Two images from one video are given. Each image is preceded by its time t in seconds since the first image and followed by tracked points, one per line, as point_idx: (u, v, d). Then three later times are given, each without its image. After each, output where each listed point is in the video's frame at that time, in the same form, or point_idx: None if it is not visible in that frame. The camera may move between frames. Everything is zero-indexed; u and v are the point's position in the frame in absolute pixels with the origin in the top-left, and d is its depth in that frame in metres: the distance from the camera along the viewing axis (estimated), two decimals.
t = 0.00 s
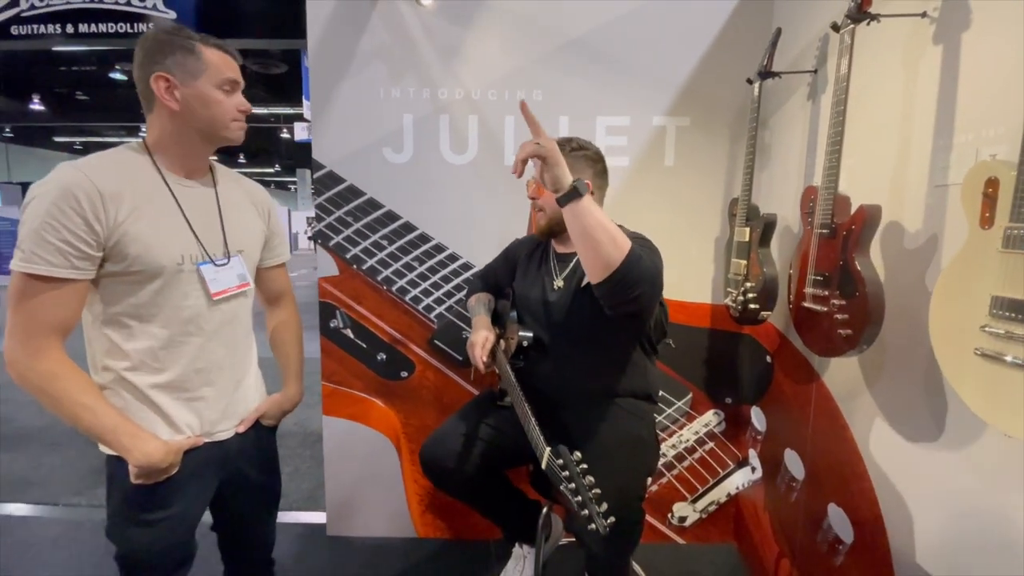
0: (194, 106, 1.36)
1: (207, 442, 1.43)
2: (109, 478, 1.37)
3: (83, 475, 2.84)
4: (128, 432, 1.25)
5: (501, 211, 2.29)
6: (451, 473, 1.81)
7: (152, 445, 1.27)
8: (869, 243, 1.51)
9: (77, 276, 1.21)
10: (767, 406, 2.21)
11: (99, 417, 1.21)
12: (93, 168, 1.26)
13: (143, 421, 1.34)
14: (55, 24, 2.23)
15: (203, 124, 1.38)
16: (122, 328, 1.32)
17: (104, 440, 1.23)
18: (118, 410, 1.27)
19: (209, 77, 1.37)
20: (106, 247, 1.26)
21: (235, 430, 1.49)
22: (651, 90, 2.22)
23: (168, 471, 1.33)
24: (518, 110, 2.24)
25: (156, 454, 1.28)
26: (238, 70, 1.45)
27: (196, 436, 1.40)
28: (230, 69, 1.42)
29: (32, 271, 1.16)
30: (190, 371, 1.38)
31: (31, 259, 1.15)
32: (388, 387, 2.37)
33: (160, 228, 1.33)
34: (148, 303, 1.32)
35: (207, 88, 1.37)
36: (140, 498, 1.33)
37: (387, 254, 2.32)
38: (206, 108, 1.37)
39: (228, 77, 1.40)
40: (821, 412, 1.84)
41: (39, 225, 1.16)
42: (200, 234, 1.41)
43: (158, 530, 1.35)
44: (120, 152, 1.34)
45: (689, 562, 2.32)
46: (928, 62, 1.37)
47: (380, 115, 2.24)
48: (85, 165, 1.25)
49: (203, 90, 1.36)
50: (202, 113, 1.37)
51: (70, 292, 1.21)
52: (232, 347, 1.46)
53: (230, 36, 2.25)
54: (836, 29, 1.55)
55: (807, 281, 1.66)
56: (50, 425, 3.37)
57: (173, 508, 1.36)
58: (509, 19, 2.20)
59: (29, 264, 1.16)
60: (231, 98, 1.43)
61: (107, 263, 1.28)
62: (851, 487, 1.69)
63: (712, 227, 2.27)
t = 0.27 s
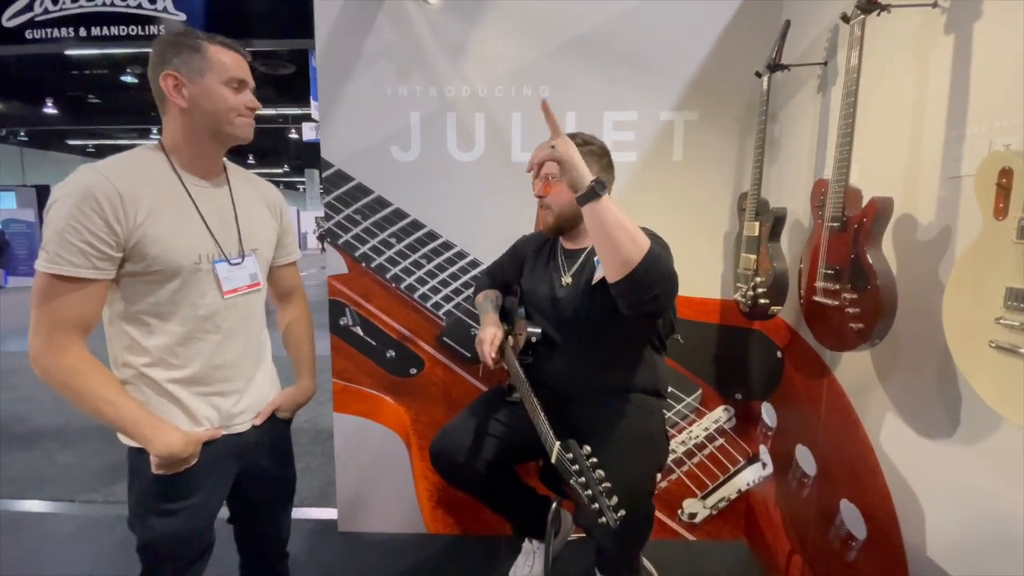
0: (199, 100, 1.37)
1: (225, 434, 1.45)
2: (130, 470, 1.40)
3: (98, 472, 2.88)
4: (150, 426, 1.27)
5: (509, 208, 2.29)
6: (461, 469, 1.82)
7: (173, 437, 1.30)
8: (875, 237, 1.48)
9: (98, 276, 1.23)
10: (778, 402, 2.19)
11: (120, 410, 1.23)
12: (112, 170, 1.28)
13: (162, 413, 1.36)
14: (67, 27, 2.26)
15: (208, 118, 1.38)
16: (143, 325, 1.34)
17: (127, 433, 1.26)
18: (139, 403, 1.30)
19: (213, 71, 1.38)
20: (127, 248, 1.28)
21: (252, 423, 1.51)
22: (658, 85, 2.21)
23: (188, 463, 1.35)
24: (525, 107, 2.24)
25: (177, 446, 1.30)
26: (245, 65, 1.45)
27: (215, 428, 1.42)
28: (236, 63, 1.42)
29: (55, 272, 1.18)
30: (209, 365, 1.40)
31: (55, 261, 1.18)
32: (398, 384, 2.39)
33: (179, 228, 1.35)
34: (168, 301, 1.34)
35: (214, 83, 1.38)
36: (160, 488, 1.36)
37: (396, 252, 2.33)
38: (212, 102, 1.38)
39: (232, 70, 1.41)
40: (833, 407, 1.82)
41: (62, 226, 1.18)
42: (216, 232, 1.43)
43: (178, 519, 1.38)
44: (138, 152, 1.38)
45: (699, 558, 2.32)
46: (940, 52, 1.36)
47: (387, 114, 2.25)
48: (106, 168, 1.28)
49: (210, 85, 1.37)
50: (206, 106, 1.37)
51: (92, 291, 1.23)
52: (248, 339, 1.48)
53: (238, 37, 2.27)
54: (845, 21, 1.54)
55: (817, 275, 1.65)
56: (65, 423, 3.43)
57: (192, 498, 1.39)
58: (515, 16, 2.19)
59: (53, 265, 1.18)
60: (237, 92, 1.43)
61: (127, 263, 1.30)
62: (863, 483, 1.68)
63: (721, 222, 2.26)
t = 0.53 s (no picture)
0: (199, 106, 1.38)
1: (245, 431, 1.47)
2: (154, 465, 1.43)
3: (109, 473, 2.91)
4: (173, 422, 1.30)
5: (515, 210, 2.30)
6: (469, 470, 1.83)
7: (198, 433, 1.33)
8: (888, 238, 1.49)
9: (120, 279, 1.26)
10: (784, 402, 2.19)
11: (145, 407, 1.26)
12: (132, 177, 1.31)
13: (185, 411, 1.38)
14: (76, 33, 2.28)
15: (207, 125, 1.38)
16: (163, 327, 1.37)
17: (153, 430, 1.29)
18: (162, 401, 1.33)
19: (214, 77, 1.38)
20: (147, 252, 1.31)
21: (270, 420, 1.53)
22: (663, 85, 2.21)
23: (209, 458, 1.38)
24: (530, 109, 2.25)
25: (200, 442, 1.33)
26: (250, 72, 1.43)
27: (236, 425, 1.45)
28: (239, 69, 1.40)
29: (80, 277, 1.22)
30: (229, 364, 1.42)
31: (79, 266, 1.21)
32: (404, 385, 2.40)
33: (195, 231, 1.37)
34: (187, 304, 1.36)
35: (215, 91, 1.37)
36: (180, 485, 1.39)
37: (402, 254, 2.34)
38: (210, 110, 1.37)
39: (233, 76, 1.39)
40: (840, 407, 1.82)
41: (85, 232, 1.22)
42: (232, 236, 1.44)
43: (198, 513, 1.40)
44: (156, 158, 1.40)
45: (706, 558, 2.32)
46: (947, 51, 1.35)
47: (393, 117, 2.27)
48: (126, 175, 1.31)
49: (211, 93, 1.37)
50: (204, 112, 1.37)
51: (115, 294, 1.26)
52: (266, 337, 1.51)
53: (246, 42, 2.29)
54: (850, 20, 1.54)
55: (824, 275, 1.65)
56: (76, 425, 3.46)
57: (213, 492, 1.42)
58: (520, 18, 2.20)
59: (78, 269, 1.21)
60: (240, 99, 1.41)
61: (147, 267, 1.33)
62: (870, 484, 1.68)
63: (727, 222, 2.26)
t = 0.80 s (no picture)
0: (216, 115, 1.38)
1: (261, 429, 1.48)
2: (173, 460, 1.45)
3: (117, 474, 2.94)
4: (192, 419, 1.32)
5: (521, 211, 2.31)
6: (474, 470, 1.83)
7: (213, 428, 1.34)
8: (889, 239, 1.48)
9: (140, 281, 1.27)
10: (789, 404, 2.18)
11: (164, 404, 1.29)
12: (149, 180, 1.32)
13: (204, 409, 1.40)
14: (83, 37, 2.30)
15: (223, 131, 1.39)
16: (180, 326, 1.38)
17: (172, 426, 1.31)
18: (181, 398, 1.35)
19: (230, 85, 1.38)
20: (166, 254, 1.32)
21: (284, 418, 1.54)
22: (666, 86, 2.21)
23: (226, 454, 1.39)
24: (534, 110, 2.25)
25: (217, 438, 1.35)
26: (265, 79, 1.43)
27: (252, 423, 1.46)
28: (254, 77, 1.41)
29: (102, 280, 1.23)
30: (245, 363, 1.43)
31: (101, 269, 1.23)
32: (409, 387, 2.41)
33: (210, 233, 1.38)
34: (203, 304, 1.37)
35: (231, 98, 1.38)
36: (195, 485, 1.41)
37: (407, 255, 2.35)
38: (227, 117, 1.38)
39: (249, 85, 1.40)
40: (846, 409, 1.81)
41: (105, 236, 1.24)
42: (245, 237, 1.45)
43: (212, 513, 1.42)
44: (172, 162, 1.42)
45: (711, 560, 2.31)
46: (952, 51, 1.35)
47: (398, 119, 2.28)
48: (143, 179, 1.32)
49: (227, 101, 1.38)
50: (222, 121, 1.38)
51: (135, 295, 1.27)
52: (281, 335, 1.52)
53: (251, 46, 2.31)
54: (854, 21, 1.54)
55: (829, 276, 1.65)
56: (84, 425, 3.50)
57: (228, 487, 1.43)
58: (524, 19, 2.21)
59: (100, 273, 1.23)
60: (255, 106, 1.42)
61: (166, 269, 1.34)
62: (876, 485, 1.67)
63: (732, 222, 2.25)
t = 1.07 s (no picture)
0: (223, 120, 1.40)
1: (268, 428, 1.49)
2: (181, 458, 1.46)
3: (119, 475, 2.94)
4: (202, 417, 1.32)
5: (522, 213, 2.31)
6: (474, 472, 1.83)
7: (222, 427, 1.35)
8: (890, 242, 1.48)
9: (149, 283, 1.28)
10: (789, 406, 2.18)
11: (175, 402, 1.29)
12: (158, 184, 1.34)
13: (213, 409, 1.40)
14: (86, 40, 2.32)
15: (231, 136, 1.40)
16: (189, 327, 1.39)
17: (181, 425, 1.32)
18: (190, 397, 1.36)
19: (237, 90, 1.39)
20: (174, 257, 1.33)
21: (292, 418, 1.54)
22: (667, 89, 2.22)
23: (235, 452, 1.40)
24: (534, 113, 2.26)
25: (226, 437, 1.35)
26: (271, 84, 1.43)
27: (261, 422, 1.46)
28: (260, 81, 1.41)
29: (112, 282, 1.25)
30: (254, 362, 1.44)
31: (111, 271, 1.24)
32: (409, 389, 2.41)
33: (218, 235, 1.39)
34: (211, 306, 1.38)
35: (238, 103, 1.39)
36: (199, 485, 1.41)
37: (407, 257, 2.35)
38: (234, 121, 1.39)
39: (255, 89, 1.40)
40: (846, 411, 1.81)
41: (115, 239, 1.25)
42: (252, 239, 1.46)
43: (214, 513, 1.42)
44: (182, 166, 1.43)
45: (711, 564, 2.31)
46: (951, 55, 1.36)
47: (400, 122, 2.28)
48: (152, 182, 1.34)
49: (234, 105, 1.39)
50: (229, 126, 1.39)
51: (144, 296, 1.29)
52: (288, 334, 1.52)
53: (253, 48, 2.32)
54: (854, 25, 1.55)
55: (829, 279, 1.65)
56: (86, 427, 3.50)
57: (234, 486, 1.44)
58: (524, 22, 2.22)
59: (110, 275, 1.25)
60: (262, 110, 1.42)
61: (175, 271, 1.35)
62: (877, 488, 1.67)
63: (732, 225, 2.26)
